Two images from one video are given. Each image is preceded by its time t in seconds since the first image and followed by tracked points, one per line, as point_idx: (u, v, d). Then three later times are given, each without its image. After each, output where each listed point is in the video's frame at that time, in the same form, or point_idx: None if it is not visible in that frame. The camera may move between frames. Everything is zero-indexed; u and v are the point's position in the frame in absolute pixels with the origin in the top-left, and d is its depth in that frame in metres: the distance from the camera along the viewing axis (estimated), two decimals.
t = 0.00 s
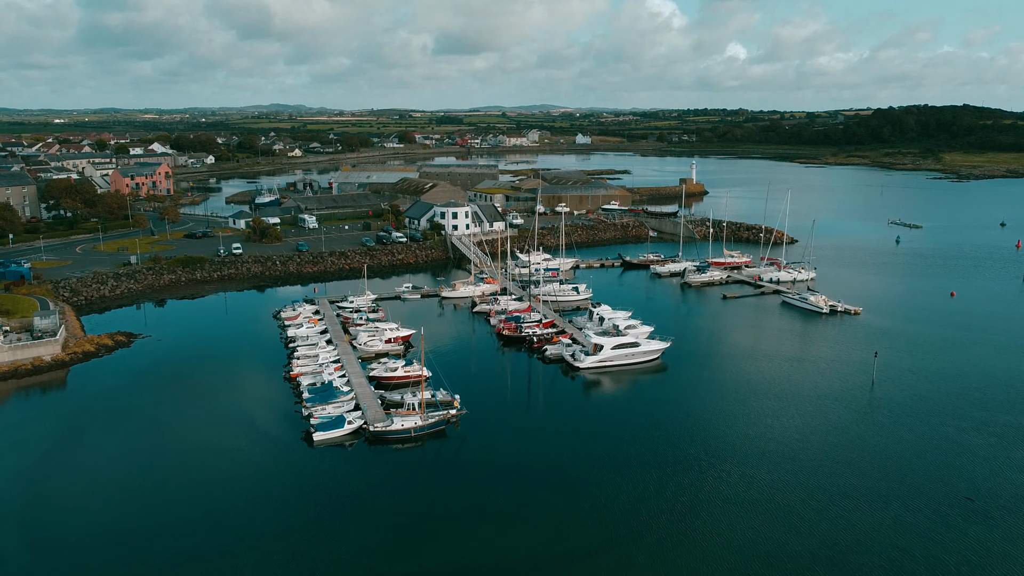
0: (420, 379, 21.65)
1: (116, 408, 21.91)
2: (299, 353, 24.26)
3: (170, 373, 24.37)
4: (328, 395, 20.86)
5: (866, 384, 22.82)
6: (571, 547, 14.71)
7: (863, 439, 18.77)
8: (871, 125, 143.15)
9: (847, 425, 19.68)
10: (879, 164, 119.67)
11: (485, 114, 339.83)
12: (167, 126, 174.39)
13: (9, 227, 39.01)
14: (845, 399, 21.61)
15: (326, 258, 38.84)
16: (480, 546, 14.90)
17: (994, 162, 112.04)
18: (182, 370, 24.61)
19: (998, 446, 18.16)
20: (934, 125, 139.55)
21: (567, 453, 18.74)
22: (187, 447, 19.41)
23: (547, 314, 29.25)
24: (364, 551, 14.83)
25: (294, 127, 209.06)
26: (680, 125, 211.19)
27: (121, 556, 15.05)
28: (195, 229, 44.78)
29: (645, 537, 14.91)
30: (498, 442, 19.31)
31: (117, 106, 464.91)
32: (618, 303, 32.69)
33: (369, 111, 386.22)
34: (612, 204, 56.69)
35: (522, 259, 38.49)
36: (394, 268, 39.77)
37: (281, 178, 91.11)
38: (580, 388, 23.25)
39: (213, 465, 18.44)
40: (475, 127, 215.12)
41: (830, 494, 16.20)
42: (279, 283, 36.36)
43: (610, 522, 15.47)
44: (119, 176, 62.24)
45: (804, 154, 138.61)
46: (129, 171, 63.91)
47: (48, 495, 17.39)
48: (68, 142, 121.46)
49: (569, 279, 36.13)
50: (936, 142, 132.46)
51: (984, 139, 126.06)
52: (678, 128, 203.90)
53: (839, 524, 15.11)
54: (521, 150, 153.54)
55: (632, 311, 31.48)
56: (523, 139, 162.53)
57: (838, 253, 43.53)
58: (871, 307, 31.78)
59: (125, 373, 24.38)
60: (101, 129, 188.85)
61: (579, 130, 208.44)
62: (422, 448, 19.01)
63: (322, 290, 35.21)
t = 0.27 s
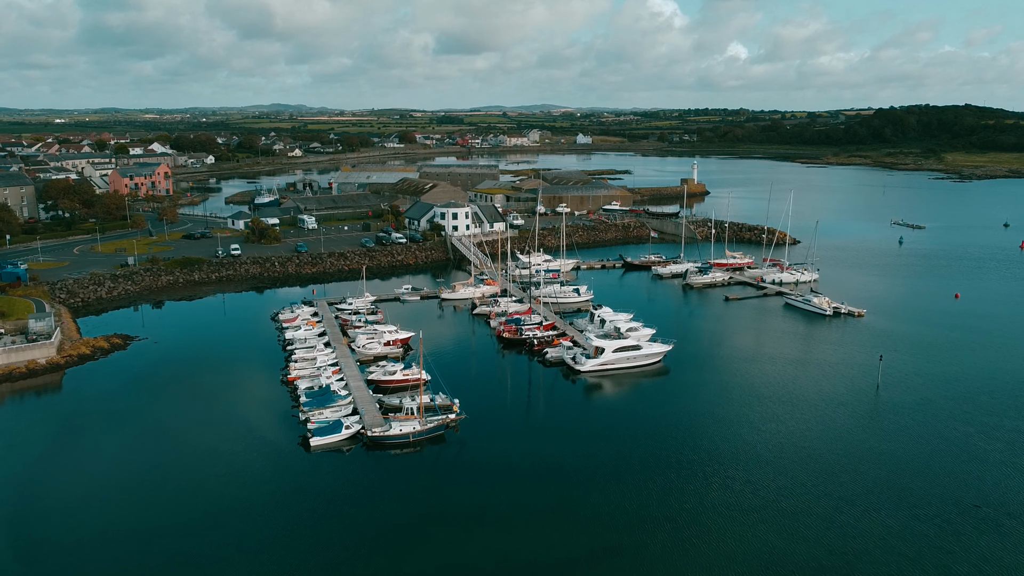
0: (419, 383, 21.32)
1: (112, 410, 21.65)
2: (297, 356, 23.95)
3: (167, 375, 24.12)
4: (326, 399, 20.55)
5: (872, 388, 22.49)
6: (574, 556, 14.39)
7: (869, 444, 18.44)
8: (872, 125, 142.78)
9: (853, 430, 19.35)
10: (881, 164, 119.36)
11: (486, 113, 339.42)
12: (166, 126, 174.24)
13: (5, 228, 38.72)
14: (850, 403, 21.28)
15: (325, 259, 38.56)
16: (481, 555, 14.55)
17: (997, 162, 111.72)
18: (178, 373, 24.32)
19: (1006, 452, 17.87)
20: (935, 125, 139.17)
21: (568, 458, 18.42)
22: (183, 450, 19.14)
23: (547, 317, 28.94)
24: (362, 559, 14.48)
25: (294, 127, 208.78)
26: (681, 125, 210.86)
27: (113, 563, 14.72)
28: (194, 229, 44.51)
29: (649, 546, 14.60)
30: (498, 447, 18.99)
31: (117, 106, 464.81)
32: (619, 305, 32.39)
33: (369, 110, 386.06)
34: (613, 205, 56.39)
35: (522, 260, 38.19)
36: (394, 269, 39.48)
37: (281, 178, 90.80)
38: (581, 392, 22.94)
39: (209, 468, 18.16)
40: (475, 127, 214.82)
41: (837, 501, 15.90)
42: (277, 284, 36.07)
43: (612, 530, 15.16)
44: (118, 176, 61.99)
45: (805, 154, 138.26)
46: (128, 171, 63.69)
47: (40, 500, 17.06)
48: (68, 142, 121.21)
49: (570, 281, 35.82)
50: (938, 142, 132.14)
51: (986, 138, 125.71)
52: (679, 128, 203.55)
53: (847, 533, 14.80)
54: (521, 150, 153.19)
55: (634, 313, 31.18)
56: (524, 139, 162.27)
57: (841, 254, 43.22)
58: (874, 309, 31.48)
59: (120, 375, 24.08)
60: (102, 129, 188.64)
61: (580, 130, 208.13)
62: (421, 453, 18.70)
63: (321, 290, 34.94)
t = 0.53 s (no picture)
0: (418, 386, 20.97)
1: (107, 413, 21.36)
2: (294, 359, 23.62)
3: (163, 377, 23.82)
4: (322, 403, 20.20)
5: (877, 391, 22.18)
6: (577, 565, 14.09)
7: (876, 450, 18.12)
8: (873, 125, 142.32)
9: (859, 435, 19.02)
10: (883, 164, 118.97)
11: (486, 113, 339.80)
12: (166, 127, 174.13)
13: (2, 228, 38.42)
14: (856, 408, 20.95)
15: (324, 259, 38.25)
16: (482, 565, 14.21)
17: (999, 162, 111.33)
18: (173, 375, 23.99)
19: (1014, 458, 17.58)
20: (937, 124, 138.71)
21: (570, 463, 18.09)
22: (179, 453, 18.85)
23: (548, 319, 28.59)
24: (361, 569, 14.12)
25: (294, 127, 208.46)
26: (682, 125, 210.49)
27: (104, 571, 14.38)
28: (192, 230, 44.26)
29: (654, 555, 14.30)
30: (498, 452, 18.64)
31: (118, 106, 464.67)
32: (621, 306, 32.05)
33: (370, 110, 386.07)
34: (615, 205, 56.06)
35: (522, 261, 37.90)
36: (393, 270, 39.17)
37: (281, 178, 90.46)
38: (582, 395, 22.60)
39: (204, 472, 17.86)
40: (476, 127, 214.48)
41: (845, 509, 15.59)
42: (276, 285, 35.78)
43: (617, 538, 14.86)
44: (116, 176, 61.76)
45: (806, 154, 137.85)
46: (127, 171, 63.46)
47: (31, 505, 16.73)
48: (68, 142, 121.03)
49: (571, 282, 35.50)
50: (940, 142, 131.77)
51: (988, 138, 125.21)
52: (680, 128, 203.18)
53: (856, 541, 14.49)
54: (522, 149, 152.85)
55: (635, 315, 30.84)
56: (525, 139, 161.97)
57: (844, 255, 42.91)
58: (879, 310, 31.15)
59: (115, 378, 23.76)
60: (103, 129, 188.54)
61: (581, 130, 207.75)
62: (420, 459, 18.35)
63: (320, 292, 34.63)
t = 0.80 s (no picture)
0: (416, 390, 20.59)
1: (100, 415, 21.07)
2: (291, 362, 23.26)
3: (158, 379, 23.52)
4: (319, 408, 19.83)
5: (882, 395, 21.84)
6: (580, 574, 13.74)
7: (882, 456, 17.78)
8: (875, 125, 141.83)
9: (865, 440, 18.69)
10: (885, 164, 118.53)
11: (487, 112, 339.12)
12: (167, 127, 173.93)
13: None
14: (861, 412, 20.61)
15: (322, 260, 37.90)
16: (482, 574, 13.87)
17: (1002, 161, 110.86)
18: (168, 378, 23.63)
19: None
20: (939, 124, 138.17)
21: (570, 469, 17.73)
22: (173, 456, 18.56)
23: (549, 321, 28.21)
24: None
25: (295, 126, 208.07)
26: (683, 124, 210.07)
27: None
28: (190, 230, 43.93)
29: (659, 564, 13.96)
30: (497, 458, 18.26)
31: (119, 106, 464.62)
32: (622, 308, 31.66)
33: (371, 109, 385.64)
34: (616, 205, 55.69)
35: (523, 261, 37.54)
36: (392, 270, 38.83)
37: (281, 178, 90.06)
38: (583, 399, 22.22)
39: (199, 475, 17.57)
40: (477, 127, 214.07)
41: (853, 516, 15.26)
42: (273, 286, 35.44)
43: (620, 547, 14.52)
44: (115, 176, 61.41)
45: (808, 154, 137.42)
46: (126, 171, 63.12)
47: (18, 510, 16.36)
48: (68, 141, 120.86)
49: (572, 283, 35.14)
50: (942, 141, 131.32)
51: (990, 138, 124.66)
52: (681, 128, 202.71)
53: (865, 550, 14.16)
54: (523, 149, 152.40)
55: (637, 317, 30.45)
56: (526, 139, 161.63)
57: (847, 256, 42.55)
58: (883, 312, 30.80)
59: (109, 381, 23.42)
60: (103, 129, 188.43)
61: (582, 129, 207.26)
62: (417, 464, 17.97)
63: (318, 293, 34.29)
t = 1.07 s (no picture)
0: (414, 394, 20.19)
1: (95, 417, 20.78)
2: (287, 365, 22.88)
3: (154, 381, 23.22)
4: (315, 412, 19.41)
5: (887, 399, 21.48)
6: None
7: (889, 463, 17.42)
8: (877, 125, 141.39)
9: (871, 446, 18.33)
10: (887, 164, 118.11)
11: (488, 111, 338.49)
12: (167, 128, 173.52)
13: None
14: (866, 417, 20.26)
15: (321, 261, 37.54)
16: None
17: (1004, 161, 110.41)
18: (161, 380, 23.23)
19: None
20: (941, 124, 137.73)
21: (571, 475, 17.34)
22: (169, 458, 18.26)
23: (549, 323, 27.81)
24: None
25: (295, 126, 207.74)
26: (684, 124, 209.67)
27: None
28: (188, 231, 43.58)
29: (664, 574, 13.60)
30: (497, 464, 17.87)
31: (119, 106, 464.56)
32: (623, 310, 31.29)
33: (371, 109, 385.19)
34: (617, 205, 55.32)
35: (523, 262, 37.16)
36: (391, 271, 38.47)
37: (280, 178, 89.71)
38: (584, 403, 21.83)
39: (196, 477, 17.29)
40: (477, 127, 213.70)
41: (862, 525, 14.90)
42: (271, 287, 35.09)
43: (624, 556, 14.16)
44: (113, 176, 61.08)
45: (809, 154, 137.04)
46: (124, 171, 62.80)
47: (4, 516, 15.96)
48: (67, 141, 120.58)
49: (572, 284, 34.77)
50: (944, 141, 130.92)
51: (992, 138, 124.23)
52: (682, 127, 202.30)
53: (876, 560, 13.79)
54: (524, 149, 151.97)
55: (639, 319, 30.08)
56: (526, 138, 161.24)
57: (850, 257, 42.18)
58: (888, 314, 30.43)
59: (102, 383, 23.04)
60: (103, 128, 188.05)
61: (583, 129, 206.85)
62: (415, 471, 17.56)
63: (317, 294, 33.98)
